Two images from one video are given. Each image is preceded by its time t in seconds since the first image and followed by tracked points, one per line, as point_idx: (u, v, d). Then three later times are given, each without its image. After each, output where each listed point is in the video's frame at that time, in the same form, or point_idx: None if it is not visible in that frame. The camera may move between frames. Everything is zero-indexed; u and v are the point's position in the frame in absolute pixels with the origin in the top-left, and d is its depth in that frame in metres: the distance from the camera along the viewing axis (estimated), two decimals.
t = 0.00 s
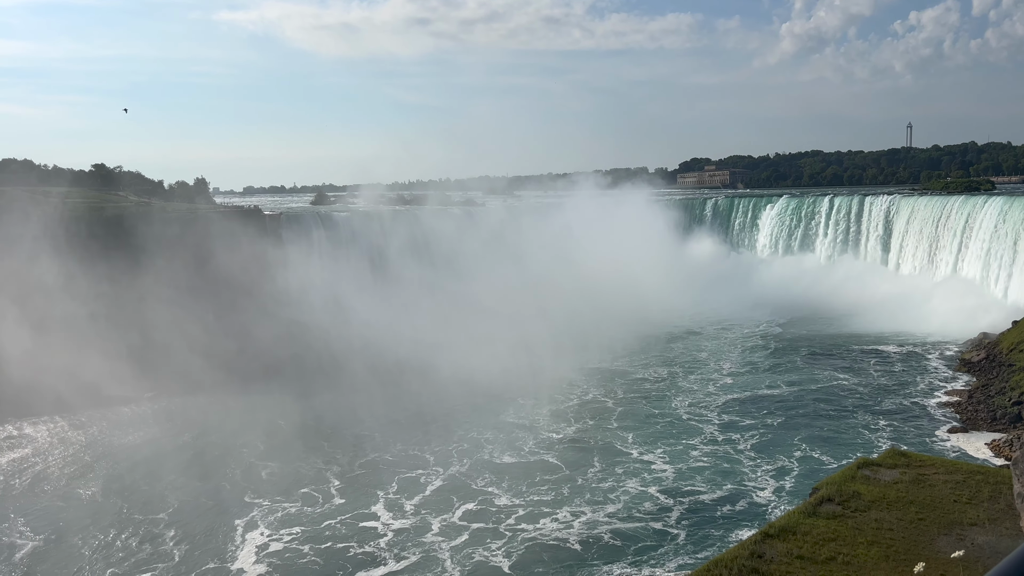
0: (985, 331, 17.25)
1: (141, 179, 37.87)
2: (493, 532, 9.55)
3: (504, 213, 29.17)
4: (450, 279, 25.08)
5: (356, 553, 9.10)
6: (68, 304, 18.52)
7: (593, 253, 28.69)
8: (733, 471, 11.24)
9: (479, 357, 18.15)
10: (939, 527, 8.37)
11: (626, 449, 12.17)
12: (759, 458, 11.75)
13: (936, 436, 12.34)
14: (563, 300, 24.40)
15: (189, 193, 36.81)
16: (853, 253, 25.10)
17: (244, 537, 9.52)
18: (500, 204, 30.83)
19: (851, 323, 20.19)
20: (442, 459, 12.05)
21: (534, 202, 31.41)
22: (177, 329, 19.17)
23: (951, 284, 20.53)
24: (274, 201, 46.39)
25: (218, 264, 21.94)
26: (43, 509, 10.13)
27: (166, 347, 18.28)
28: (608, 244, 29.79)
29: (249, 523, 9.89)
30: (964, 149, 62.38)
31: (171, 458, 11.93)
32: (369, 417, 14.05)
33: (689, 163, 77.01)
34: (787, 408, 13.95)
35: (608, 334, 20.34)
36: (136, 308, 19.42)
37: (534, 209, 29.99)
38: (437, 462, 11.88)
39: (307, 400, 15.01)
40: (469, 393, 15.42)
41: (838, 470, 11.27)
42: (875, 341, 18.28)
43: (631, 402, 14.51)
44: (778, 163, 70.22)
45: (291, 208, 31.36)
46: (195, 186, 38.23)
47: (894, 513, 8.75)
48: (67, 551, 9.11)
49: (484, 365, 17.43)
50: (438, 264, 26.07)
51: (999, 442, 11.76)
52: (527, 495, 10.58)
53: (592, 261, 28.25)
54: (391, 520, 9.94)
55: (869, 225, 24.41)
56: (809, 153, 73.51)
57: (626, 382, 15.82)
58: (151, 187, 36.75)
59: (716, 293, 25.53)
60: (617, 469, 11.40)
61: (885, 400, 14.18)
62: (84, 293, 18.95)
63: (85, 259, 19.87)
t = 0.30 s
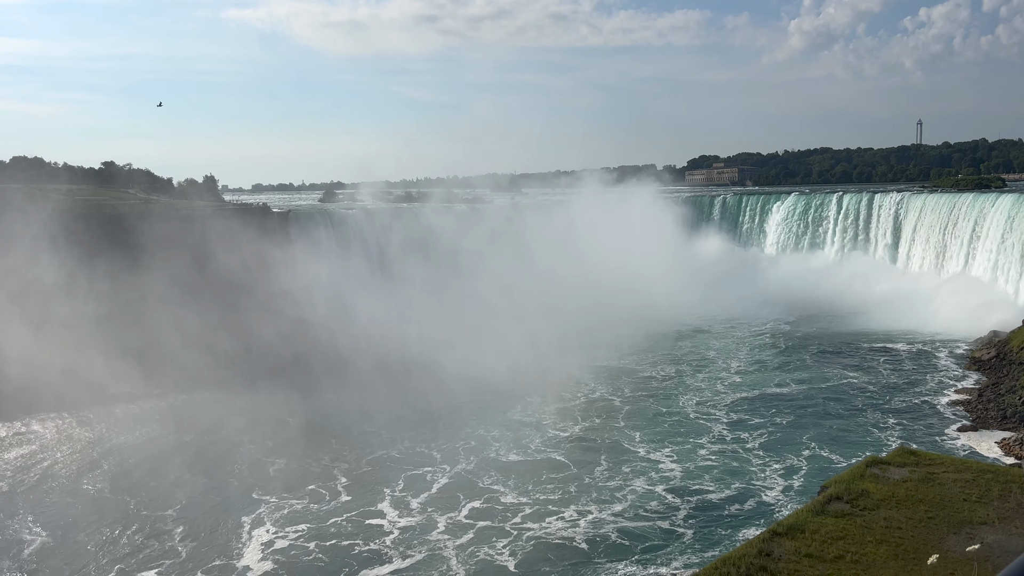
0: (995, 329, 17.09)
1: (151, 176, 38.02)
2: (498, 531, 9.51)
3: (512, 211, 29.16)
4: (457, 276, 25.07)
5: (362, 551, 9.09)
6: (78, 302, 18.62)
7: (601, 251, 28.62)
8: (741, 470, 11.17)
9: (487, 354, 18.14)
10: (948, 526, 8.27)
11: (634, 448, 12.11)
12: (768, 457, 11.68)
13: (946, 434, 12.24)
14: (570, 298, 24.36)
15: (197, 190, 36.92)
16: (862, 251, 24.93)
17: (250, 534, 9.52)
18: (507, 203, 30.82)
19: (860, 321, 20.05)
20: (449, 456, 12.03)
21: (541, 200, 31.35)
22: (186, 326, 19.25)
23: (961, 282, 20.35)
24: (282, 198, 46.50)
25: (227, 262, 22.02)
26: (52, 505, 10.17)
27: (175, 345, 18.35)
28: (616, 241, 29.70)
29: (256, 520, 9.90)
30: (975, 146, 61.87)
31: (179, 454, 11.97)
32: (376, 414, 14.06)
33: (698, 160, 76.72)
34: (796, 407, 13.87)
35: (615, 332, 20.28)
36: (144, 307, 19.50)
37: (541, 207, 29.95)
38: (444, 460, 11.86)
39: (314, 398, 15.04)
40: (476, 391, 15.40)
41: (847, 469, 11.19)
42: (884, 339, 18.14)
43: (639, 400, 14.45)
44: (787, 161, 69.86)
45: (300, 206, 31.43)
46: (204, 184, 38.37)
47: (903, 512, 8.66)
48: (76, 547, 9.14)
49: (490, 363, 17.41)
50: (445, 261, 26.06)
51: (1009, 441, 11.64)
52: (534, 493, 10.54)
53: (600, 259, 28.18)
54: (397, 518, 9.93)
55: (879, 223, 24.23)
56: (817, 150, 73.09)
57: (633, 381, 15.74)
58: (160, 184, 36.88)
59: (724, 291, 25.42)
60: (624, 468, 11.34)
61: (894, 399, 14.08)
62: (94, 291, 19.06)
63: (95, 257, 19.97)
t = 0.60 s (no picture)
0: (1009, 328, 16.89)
1: (163, 174, 38.24)
2: (506, 529, 9.49)
3: (522, 209, 29.15)
4: (466, 274, 25.05)
5: (369, 548, 9.09)
6: (91, 298, 18.75)
7: (611, 246, 28.47)
8: (752, 469, 11.09)
9: (495, 351, 18.12)
10: (960, 525, 8.17)
11: (643, 446, 12.05)
12: (779, 456, 11.59)
13: (958, 433, 12.11)
14: (579, 296, 24.28)
15: (209, 187, 37.09)
16: (874, 248, 24.71)
17: (258, 530, 9.54)
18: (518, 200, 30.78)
19: (871, 319, 19.88)
20: (458, 453, 12.02)
21: (552, 197, 31.36)
22: (198, 322, 19.32)
23: (973, 280, 20.15)
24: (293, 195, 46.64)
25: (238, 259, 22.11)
26: (64, 500, 10.23)
27: (186, 340, 18.44)
28: (626, 237, 29.58)
29: (265, 516, 9.92)
30: (988, 143, 61.25)
31: (190, 450, 12.03)
32: (385, 410, 14.09)
33: (708, 158, 76.35)
34: (807, 405, 13.76)
35: (625, 330, 20.21)
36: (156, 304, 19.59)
37: (552, 205, 29.91)
38: (453, 457, 11.86)
39: (324, 394, 15.07)
40: (484, 388, 15.39)
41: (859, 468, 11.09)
42: (895, 337, 17.98)
43: (648, 399, 14.39)
44: (798, 158, 69.43)
45: (311, 203, 31.53)
46: (215, 181, 38.54)
47: (914, 511, 8.56)
48: (87, 542, 9.19)
49: (499, 360, 17.39)
50: (455, 258, 26.05)
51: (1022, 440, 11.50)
52: (542, 492, 10.50)
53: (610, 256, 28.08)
54: (405, 515, 9.92)
55: (891, 220, 24.01)
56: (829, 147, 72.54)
57: (643, 379, 15.66)
58: (173, 182, 37.08)
59: (735, 288, 25.27)
60: (633, 467, 11.28)
61: (906, 397, 13.95)
62: (106, 287, 19.19)
63: (108, 253, 20.11)
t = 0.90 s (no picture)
0: None
1: (179, 171, 38.51)
2: (516, 527, 9.45)
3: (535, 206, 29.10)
4: (479, 271, 25.03)
5: (379, 545, 9.08)
6: (107, 294, 18.91)
7: (624, 243, 28.34)
8: (766, 469, 10.99)
9: (508, 349, 18.10)
10: (976, 525, 8.03)
11: (656, 445, 11.96)
12: (793, 455, 11.47)
13: (975, 433, 11.94)
14: (592, 293, 24.20)
15: (224, 183, 37.31)
16: (890, 246, 24.41)
17: (269, 525, 9.57)
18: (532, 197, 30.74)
19: (886, 317, 19.65)
20: (470, 451, 12.00)
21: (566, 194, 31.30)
22: (213, 318, 19.44)
23: (991, 278, 19.86)
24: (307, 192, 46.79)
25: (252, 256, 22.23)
26: (79, 494, 10.31)
27: (200, 335, 18.55)
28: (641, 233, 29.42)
29: (277, 512, 9.95)
30: (1008, 140, 60.38)
31: (204, 445, 12.11)
32: (397, 407, 14.11)
33: (723, 155, 75.85)
34: (822, 404, 13.61)
35: (638, 327, 20.10)
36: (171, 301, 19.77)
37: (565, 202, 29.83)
38: (465, 454, 11.84)
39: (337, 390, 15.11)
40: (496, 386, 15.36)
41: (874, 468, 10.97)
42: (911, 336, 17.77)
43: (661, 397, 14.29)
44: (813, 155, 68.83)
45: (325, 200, 31.66)
46: (230, 178, 38.74)
47: (930, 511, 8.43)
48: (102, 537, 9.24)
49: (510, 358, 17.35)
50: (468, 254, 26.03)
51: None
52: (553, 490, 10.45)
53: (623, 253, 27.95)
54: (416, 512, 9.91)
55: (907, 218, 23.70)
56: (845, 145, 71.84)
57: (656, 377, 15.56)
58: (188, 179, 37.32)
59: (749, 286, 25.08)
60: (645, 466, 11.21)
61: (922, 396, 13.77)
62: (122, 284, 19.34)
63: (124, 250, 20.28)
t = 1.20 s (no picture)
0: None
1: (198, 168, 38.80)
2: (530, 526, 9.40)
3: (550, 204, 29.03)
4: (494, 268, 25.01)
5: (393, 542, 9.08)
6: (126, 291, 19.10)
7: (640, 241, 28.18)
8: (784, 469, 10.84)
9: (522, 347, 18.06)
10: (996, 526, 7.88)
11: (671, 445, 11.86)
12: (811, 455, 11.32)
13: (996, 433, 11.73)
14: (608, 291, 24.07)
15: (243, 180, 37.56)
16: (910, 244, 24.05)
17: (284, 522, 9.59)
18: (548, 195, 30.66)
19: (905, 316, 19.36)
20: (485, 448, 11.97)
21: (582, 192, 31.17)
22: (230, 315, 19.58)
23: (1012, 277, 19.50)
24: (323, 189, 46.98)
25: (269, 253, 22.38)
26: (98, 488, 10.40)
27: (218, 330, 18.68)
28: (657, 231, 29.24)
29: (292, 508, 9.97)
30: None
31: (222, 441, 12.18)
32: (412, 404, 14.12)
33: (740, 152, 75.24)
34: (840, 404, 13.42)
35: (654, 325, 19.96)
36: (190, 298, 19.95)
37: (581, 199, 29.72)
38: (479, 452, 11.82)
39: (352, 387, 15.15)
40: (510, 383, 15.33)
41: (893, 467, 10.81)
42: (931, 335, 17.49)
43: (677, 396, 14.16)
44: (832, 152, 68.09)
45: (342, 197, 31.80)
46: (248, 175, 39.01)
47: (949, 511, 8.27)
48: (120, 531, 9.32)
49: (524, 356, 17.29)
50: (482, 251, 26.00)
51: None
52: (568, 489, 10.39)
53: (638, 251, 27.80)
54: (430, 510, 9.89)
55: (927, 215, 23.34)
56: (865, 142, 70.91)
57: (672, 376, 15.44)
58: (207, 176, 37.61)
59: (768, 284, 24.82)
60: (660, 465, 11.12)
61: (943, 395, 13.54)
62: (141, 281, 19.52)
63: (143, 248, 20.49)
